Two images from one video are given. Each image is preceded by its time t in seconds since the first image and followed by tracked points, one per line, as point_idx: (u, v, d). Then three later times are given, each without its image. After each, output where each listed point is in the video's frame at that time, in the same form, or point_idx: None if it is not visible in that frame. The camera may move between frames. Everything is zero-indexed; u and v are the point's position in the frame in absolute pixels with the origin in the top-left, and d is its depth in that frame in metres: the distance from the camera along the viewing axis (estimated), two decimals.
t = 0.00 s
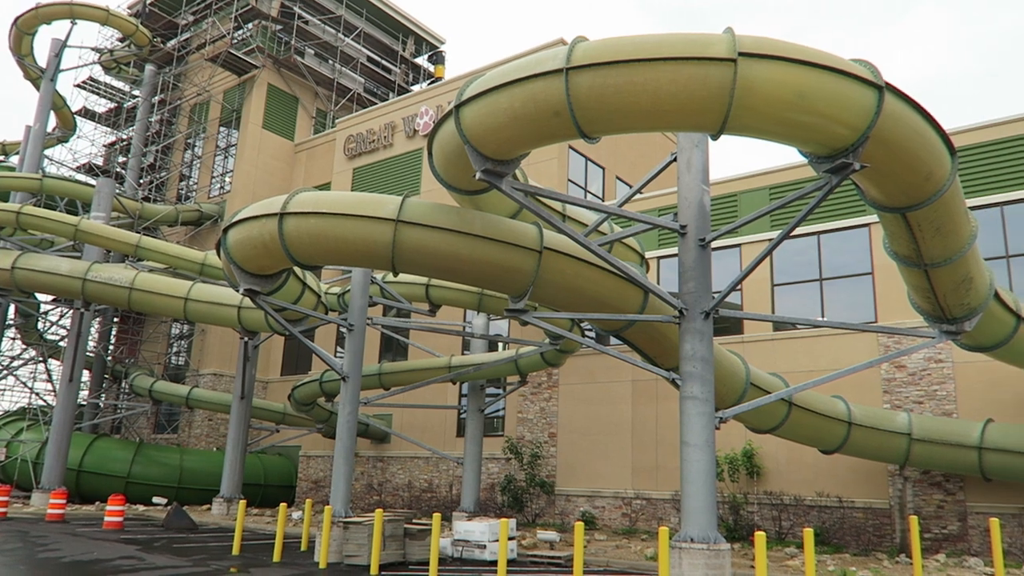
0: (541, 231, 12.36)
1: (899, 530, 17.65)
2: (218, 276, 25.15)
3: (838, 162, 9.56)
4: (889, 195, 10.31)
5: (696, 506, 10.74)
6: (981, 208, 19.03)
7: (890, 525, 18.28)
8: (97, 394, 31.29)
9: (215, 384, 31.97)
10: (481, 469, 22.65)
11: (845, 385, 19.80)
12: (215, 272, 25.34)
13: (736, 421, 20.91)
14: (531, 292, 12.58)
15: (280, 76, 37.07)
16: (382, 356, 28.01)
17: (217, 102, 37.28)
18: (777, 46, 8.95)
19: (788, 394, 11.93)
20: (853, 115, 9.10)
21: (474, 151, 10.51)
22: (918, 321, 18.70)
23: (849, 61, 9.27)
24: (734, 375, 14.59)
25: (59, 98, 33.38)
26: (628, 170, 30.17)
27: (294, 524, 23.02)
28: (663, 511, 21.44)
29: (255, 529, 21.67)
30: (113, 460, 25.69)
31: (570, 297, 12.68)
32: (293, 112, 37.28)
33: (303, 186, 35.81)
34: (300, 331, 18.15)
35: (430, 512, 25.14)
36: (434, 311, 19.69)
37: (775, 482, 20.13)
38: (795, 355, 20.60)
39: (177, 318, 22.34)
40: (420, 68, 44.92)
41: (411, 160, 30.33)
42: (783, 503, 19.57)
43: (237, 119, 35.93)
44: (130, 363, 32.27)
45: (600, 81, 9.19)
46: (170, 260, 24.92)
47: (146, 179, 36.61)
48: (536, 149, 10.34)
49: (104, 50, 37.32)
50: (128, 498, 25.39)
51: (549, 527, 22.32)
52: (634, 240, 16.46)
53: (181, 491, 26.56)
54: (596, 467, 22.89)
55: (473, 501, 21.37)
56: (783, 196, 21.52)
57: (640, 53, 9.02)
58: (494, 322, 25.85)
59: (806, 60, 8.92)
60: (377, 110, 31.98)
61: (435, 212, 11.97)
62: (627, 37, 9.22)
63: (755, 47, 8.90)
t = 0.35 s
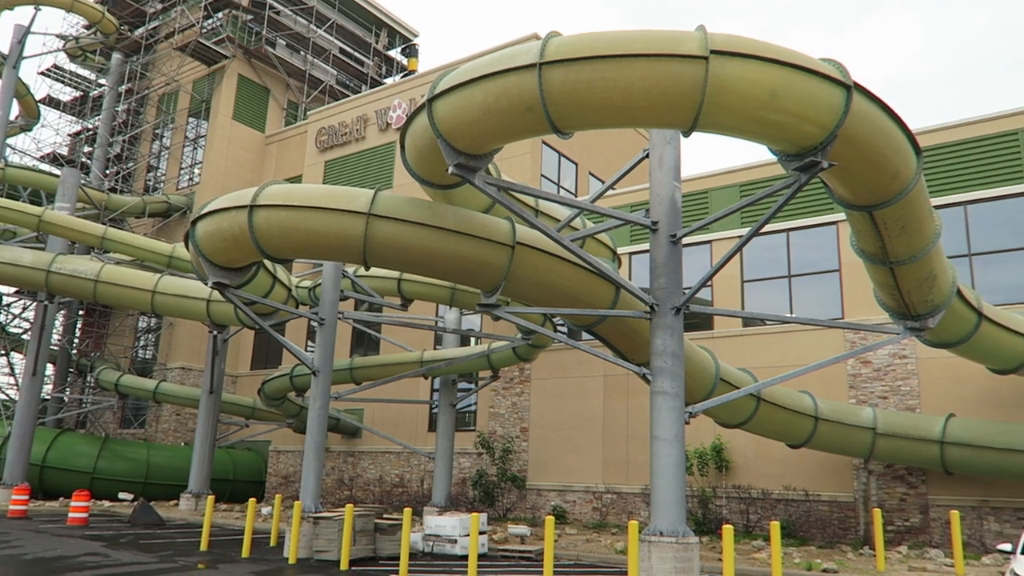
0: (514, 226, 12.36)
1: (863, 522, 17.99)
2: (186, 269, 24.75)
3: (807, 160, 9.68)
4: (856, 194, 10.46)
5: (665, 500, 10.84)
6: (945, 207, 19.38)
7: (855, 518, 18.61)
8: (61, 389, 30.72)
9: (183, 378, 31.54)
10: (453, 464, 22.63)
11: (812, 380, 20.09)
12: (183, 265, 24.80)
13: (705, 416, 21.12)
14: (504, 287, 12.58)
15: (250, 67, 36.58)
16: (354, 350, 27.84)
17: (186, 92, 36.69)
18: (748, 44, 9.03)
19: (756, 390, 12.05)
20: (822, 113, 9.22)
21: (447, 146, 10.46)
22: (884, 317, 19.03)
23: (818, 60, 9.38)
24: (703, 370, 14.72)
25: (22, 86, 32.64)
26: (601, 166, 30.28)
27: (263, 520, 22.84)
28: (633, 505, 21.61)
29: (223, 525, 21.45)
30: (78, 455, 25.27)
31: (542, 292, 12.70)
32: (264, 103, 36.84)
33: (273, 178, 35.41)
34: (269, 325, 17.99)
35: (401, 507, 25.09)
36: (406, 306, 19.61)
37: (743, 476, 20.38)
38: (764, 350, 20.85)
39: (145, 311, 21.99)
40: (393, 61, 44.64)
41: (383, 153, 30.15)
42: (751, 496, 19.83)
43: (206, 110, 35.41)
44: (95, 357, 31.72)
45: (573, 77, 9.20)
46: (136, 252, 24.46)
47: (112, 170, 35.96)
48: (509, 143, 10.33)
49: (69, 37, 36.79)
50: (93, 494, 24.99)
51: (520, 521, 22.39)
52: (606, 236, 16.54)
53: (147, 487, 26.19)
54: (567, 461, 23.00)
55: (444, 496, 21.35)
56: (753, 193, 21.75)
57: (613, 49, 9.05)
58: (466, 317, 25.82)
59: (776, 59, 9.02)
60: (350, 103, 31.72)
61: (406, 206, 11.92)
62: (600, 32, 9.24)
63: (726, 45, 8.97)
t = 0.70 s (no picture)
0: (482, 221, 12.34)
1: (824, 516, 18.32)
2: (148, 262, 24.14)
3: (772, 159, 9.79)
4: (819, 193, 10.61)
5: (630, 494, 10.92)
6: (906, 206, 19.79)
7: (816, 512, 18.93)
8: (18, 384, 30.03)
9: (144, 373, 30.96)
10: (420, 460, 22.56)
11: (775, 376, 20.37)
12: (145, 258, 24.30)
13: (671, 411, 21.31)
14: (472, 283, 12.55)
15: (216, 57, 35.98)
16: (320, 345, 27.60)
17: (148, 82, 35.97)
18: (716, 43, 9.11)
19: (721, 385, 12.18)
20: (787, 112, 9.33)
21: (415, 140, 10.39)
22: (846, 315, 19.37)
23: (784, 60, 9.50)
24: (669, 365, 14.84)
25: None
26: (569, 162, 30.36)
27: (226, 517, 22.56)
28: (599, 500, 21.75)
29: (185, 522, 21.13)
30: (35, 452, 24.73)
31: (510, 288, 12.69)
32: (229, 95, 36.28)
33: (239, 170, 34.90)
34: (234, 319, 17.75)
35: (367, 503, 24.95)
36: (373, 301, 19.48)
37: (708, 470, 20.61)
38: (729, 346, 21.10)
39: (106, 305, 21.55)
40: (361, 53, 44.26)
41: (351, 147, 29.88)
42: (715, 491, 20.06)
43: (170, 100, 34.73)
44: (53, 351, 31.04)
45: (542, 72, 9.20)
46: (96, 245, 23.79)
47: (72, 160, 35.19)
48: (478, 138, 10.30)
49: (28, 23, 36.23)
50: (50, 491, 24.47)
51: (487, 517, 22.41)
52: (574, 232, 16.60)
53: (107, 484, 25.70)
54: (534, 456, 23.07)
55: (410, 492, 21.28)
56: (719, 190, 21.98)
57: (582, 46, 9.06)
58: (434, 312, 25.74)
59: (742, 58, 9.11)
60: (317, 96, 31.37)
61: (373, 200, 11.83)
62: (569, 28, 9.25)
63: (694, 44, 9.04)
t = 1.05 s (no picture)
0: (451, 217, 12.30)
1: (786, 511, 18.60)
2: (108, 255, 23.78)
3: (738, 159, 9.89)
4: (785, 193, 10.75)
5: (596, 491, 10.99)
6: (869, 207, 20.15)
7: (778, 507, 19.23)
8: None
9: (104, 369, 30.35)
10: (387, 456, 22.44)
11: (740, 373, 20.61)
12: (106, 251, 23.87)
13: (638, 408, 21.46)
14: (441, 279, 12.50)
15: (181, 47, 35.35)
16: (286, 341, 27.32)
17: (111, 71, 35.23)
18: (684, 43, 9.18)
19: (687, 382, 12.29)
20: (753, 113, 9.43)
21: (384, 134, 10.32)
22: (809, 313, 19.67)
23: (751, 61, 9.60)
24: (636, 362, 14.93)
25: None
26: (539, 159, 30.39)
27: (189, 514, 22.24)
28: (566, 496, 21.85)
29: (147, 519, 20.79)
30: None
31: (478, 284, 12.67)
32: (194, 86, 35.68)
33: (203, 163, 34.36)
34: (198, 314, 17.47)
35: (333, 499, 24.78)
36: (340, 296, 19.32)
37: (673, 467, 20.80)
38: (695, 344, 21.30)
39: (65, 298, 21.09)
40: (330, 46, 43.85)
41: (319, 140, 29.59)
42: (680, 487, 20.27)
43: (133, 90, 34.02)
44: (9, 345, 30.31)
45: (513, 69, 9.19)
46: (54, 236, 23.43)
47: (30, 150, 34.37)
48: (447, 134, 10.26)
49: None
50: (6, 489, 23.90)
51: (454, 513, 22.38)
52: (543, 229, 16.62)
53: (65, 481, 25.18)
54: (501, 453, 23.09)
55: (376, 488, 21.16)
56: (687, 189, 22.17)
57: (553, 43, 9.08)
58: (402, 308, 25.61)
59: (710, 59, 9.19)
60: (285, 88, 30.98)
61: (341, 194, 11.72)
62: (540, 25, 9.25)
63: (664, 43, 9.11)
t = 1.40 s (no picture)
0: (425, 217, 12.25)
1: (755, 510, 18.80)
2: (75, 251, 23.34)
3: (711, 162, 9.96)
4: (756, 196, 10.86)
5: (568, 491, 11.00)
6: (838, 211, 20.44)
7: (748, 507, 19.43)
8: None
9: (70, 367, 29.81)
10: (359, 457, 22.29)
11: (711, 374, 20.78)
12: (73, 248, 23.39)
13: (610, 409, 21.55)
14: (414, 278, 12.45)
15: (151, 41, 34.85)
16: (257, 340, 27.05)
17: (79, 64, 34.61)
18: (657, 46, 9.24)
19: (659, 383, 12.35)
20: (726, 116, 9.50)
21: (358, 132, 10.24)
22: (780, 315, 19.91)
23: (724, 65, 9.68)
24: (608, 363, 14.99)
25: None
26: (513, 159, 30.41)
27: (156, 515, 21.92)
28: (538, 496, 21.89)
29: (113, 521, 20.46)
30: None
31: (452, 284, 12.64)
32: (165, 81, 35.18)
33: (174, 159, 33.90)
34: (167, 312, 17.22)
35: (304, 500, 24.58)
36: (312, 295, 19.14)
37: (645, 467, 20.92)
38: (667, 345, 21.44)
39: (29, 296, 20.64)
40: (304, 43, 43.51)
41: (292, 137, 29.33)
42: (651, 487, 20.39)
43: (101, 84, 33.42)
44: None
45: (488, 68, 9.18)
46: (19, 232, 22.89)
47: None
48: (421, 133, 10.21)
49: None
50: None
51: (426, 514, 22.30)
52: (517, 229, 16.63)
53: (29, 482, 24.70)
54: (474, 453, 23.06)
55: (348, 489, 21.02)
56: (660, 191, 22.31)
57: (528, 43, 9.08)
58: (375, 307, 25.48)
59: (684, 61, 9.25)
60: (258, 84, 30.66)
61: (314, 192, 11.62)
62: (515, 25, 9.25)
63: (638, 46, 9.15)
